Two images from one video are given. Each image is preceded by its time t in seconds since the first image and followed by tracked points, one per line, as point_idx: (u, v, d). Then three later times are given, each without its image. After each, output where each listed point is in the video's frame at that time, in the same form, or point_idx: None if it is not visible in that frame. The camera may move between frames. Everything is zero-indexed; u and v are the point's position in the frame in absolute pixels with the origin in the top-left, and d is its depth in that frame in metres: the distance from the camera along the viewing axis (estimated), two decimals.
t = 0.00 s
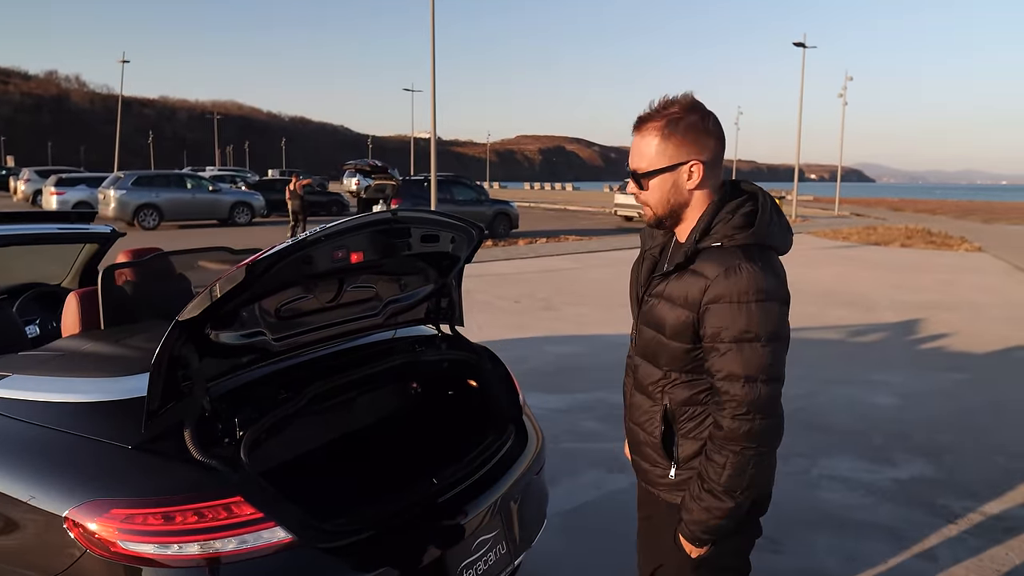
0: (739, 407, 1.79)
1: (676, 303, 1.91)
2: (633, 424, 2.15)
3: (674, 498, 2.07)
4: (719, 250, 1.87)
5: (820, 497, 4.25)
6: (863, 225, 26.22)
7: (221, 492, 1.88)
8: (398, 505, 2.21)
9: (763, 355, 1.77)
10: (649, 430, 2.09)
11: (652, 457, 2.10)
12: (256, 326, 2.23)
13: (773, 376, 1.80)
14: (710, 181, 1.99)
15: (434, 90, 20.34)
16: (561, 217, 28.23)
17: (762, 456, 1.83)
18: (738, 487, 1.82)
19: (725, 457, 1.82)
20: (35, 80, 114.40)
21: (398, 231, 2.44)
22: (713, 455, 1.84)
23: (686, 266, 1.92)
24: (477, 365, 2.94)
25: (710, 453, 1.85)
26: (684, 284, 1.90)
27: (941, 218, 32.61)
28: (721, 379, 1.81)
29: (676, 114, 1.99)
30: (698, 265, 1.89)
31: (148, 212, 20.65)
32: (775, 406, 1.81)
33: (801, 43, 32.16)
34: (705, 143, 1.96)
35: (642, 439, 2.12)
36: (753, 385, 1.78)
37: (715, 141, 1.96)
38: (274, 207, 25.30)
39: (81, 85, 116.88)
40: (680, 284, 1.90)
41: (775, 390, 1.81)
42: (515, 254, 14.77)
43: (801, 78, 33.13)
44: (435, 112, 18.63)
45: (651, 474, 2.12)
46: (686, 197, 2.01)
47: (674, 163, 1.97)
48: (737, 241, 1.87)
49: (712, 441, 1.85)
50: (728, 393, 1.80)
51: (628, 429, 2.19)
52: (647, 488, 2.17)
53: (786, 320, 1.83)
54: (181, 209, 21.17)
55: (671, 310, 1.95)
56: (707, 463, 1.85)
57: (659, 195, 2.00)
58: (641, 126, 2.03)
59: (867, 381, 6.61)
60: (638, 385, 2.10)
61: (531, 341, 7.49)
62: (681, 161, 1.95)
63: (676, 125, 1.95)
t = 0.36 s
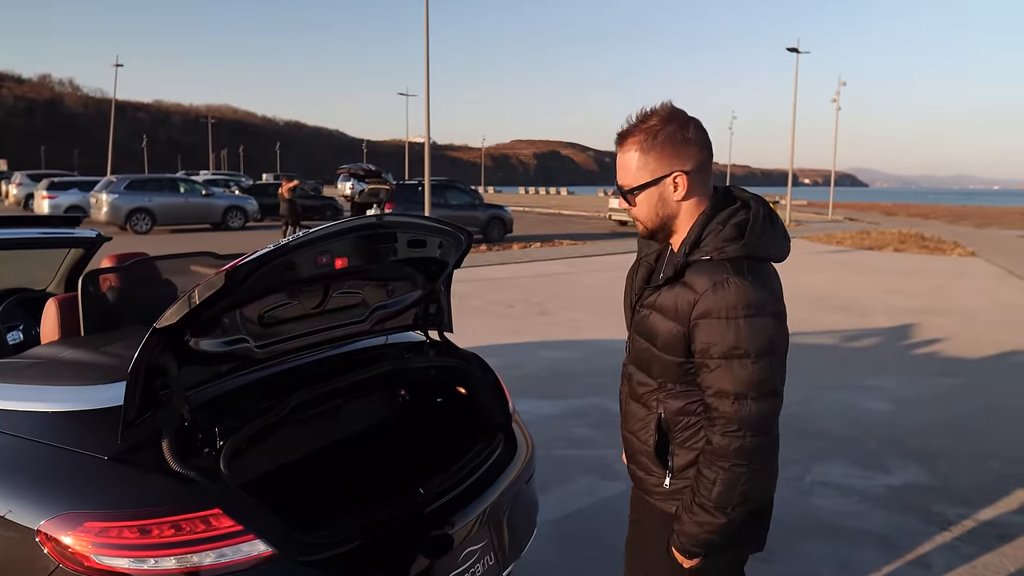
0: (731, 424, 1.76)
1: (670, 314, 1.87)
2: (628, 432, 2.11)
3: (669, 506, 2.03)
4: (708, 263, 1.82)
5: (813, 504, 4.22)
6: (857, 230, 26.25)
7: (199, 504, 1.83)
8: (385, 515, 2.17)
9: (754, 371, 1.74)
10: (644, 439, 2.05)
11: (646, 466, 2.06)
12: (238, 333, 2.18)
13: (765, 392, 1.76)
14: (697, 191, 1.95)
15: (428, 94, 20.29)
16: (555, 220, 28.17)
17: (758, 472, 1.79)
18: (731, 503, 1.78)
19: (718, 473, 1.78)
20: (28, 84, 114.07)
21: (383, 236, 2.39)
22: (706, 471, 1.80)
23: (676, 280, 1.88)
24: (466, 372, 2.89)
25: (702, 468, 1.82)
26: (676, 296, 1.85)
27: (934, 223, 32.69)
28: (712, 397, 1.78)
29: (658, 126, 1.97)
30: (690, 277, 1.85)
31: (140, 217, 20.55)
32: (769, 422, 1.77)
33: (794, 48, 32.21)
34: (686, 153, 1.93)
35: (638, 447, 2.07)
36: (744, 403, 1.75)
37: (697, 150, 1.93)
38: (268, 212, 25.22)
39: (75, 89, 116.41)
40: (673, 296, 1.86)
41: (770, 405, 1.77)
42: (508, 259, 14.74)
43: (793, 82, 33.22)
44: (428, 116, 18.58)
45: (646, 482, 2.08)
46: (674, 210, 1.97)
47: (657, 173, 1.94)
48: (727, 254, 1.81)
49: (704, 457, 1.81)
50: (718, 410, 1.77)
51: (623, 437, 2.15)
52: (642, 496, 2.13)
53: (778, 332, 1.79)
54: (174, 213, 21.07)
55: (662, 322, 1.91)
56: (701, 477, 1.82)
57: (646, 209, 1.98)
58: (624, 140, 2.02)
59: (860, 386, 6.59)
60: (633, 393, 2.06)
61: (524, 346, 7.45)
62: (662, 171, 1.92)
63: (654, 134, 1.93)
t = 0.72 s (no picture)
0: (750, 433, 1.72)
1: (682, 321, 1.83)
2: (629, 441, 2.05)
3: (674, 516, 1.96)
4: (720, 271, 1.78)
5: (810, 512, 4.17)
6: (852, 236, 26.30)
7: (182, 516, 1.77)
8: (377, 525, 2.12)
9: (773, 379, 1.71)
10: (647, 448, 1.99)
11: (648, 476, 2.01)
12: (225, 339, 2.14)
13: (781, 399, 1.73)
14: (699, 197, 1.91)
15: (424, 100, 20.30)
16: (551, 226, 28.13)
17: (774, 482, 1.75)
18: (746, 513, 1.74)
19: (736, 483, 1.74)
20: (24, 89, 113.87)
21: (374, 241, 2.35)
22: (722, 481, 1.75)
23: (687, 287, 1.84)
24: (459, 378, 2.83)
25: (717, 477, 1.78)
26: (691, 304, 1.81)
27: (929, 228, 32.78)
28: (728, 406, 1.74)
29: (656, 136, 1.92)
30: (702, 284, 1.81)
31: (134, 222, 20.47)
32: (786, 430, 1.74)
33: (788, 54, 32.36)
34: (687, 160, 1.88)
35: (640, 456, 2.02)
36: (763, 411, 1.71)
37: (696, 155, 1.89)
38: (263, 217, 25.15)
39: (70, 94, 116.14)
40: (687, 304, 1.82)
41: (786, 413, 1.74)
42: (504, 264, 14.70)
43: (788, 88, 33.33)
44: (424, 121, 18.57)
45: (648, 492, 2.02)
46: (679, 218, 1.92)
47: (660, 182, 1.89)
48: (739, 261, 1.78)
49: (720, 466, 1.77)
50: (735, 419, 1.72)
51: (623, 446, 2.10)
52: (642, 506, 2.07)
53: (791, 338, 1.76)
54: (169, 218, 20.99)
55: (674, 328, 1.86)
56: (713, 488, 1.78)
57: (652, 222, 1.92)
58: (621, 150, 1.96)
59: (856, 392, 6.55)
60: (635, 401, 2.01)
61: (519, 352, 7.40)
62: (667, 179, 1.87)
63: (654, 142, 1.88)
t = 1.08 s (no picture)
0: (767, 434, 1.68)
1: (697, 321, 1.78)
2: (627, 449, 1.99)
3: (679, 527, 1.91)
4: (743, 265, 1.75)
5: (806, 514, 4.13)
6: (846, 236, 26.31)
7: (161, 524, 1.70)
8: (365, 532, 2.07)
9: (796, 377, 1.68)
10: (650, 457, 1.92)
11: (651, 486, 1.94)
12: (207, 341, 2.08)
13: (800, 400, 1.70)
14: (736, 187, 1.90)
15: (419, 100, 20.19)
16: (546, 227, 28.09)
17: (787, 485, 1.73)
18: (760, 519, 1.71)
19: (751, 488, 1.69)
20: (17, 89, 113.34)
21: (362, 239, 2.30)
22: (734, 486, 1.71)
23: (706, 281, 1.80)
24: (449, 380, 2.78)
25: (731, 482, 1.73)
26: (707, 301, 1.77)
27: (923, 228, 32.86)
28: (746, 406, 1.70)
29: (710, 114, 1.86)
30: (720, 280, 1.77)
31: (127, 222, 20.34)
32: (800, 431, 1.71)
33: (783, 54, 32.35)
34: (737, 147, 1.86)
35: (641, 466, 1.95)
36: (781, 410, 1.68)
37: (744, 145, 1.88)
38: (257, 217, 25.02)
39: (63, 93, 115.60)
40: (702, 301, 1.78)
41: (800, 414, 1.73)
42: (499, 264, 14.64)
43: (784, 88, 33.32)
44: (418, 121, 18.48)
45: (649, 503, 1.95)
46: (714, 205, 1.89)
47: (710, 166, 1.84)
48: (760, 256, 1.75)
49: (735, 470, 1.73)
50: (753, 420, 1.69)
51: (619, 455, 2.03)
52: (638, 516, 2.00)
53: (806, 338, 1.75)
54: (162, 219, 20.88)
55: (687, 328, 1.80)
56: (725, 494, 1.73)
57: (694, 202, 1.86)
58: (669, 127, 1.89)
59: (852, 392, 6.52)
60: (636, 407, 1.95)
61: (513, 352, 7.35)
62: (719, 163, 1.82)
63: (711, 124, 1.83)
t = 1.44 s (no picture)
0: (791, 439, 1.68)
1: (718, 325, 1.75)
2: (625, 458, 1.93)
3: (683, 540, 1.87)
4: (767, 268, 1.74)
5: (796, 517, 4.11)
6: (834, 238, 26.42)
7: (133, 534, 1.64)
8: (344, 540, 2.02)
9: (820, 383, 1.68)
10: (654, 466, 1.87)
11: (653, 496, 1.89)
12: (184, 345, 2.02)
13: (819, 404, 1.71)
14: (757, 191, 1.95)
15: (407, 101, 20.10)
16: (535, 229, 28.07)
17: (801, 492, 1.73)
18: (775, 529, 1.70)
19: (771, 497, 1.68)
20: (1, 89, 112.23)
21: (345, 241, 2.25)
22: (753, 494, 1.69)
23: (728, 282, 1.77)
24: (435, 383, 2.73)
25: (746, 491, 1.71)
26: (728, 304, 1.75)
27: (908, 230, 33.10)
28: (771, 412, 1.69)
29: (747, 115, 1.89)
30: (743, 282, 1.76)
31: (112, 224, 20.15)
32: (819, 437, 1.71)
33: (771, 58, 32.49)
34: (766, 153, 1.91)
35: (645, 476, 1.89)
36: (806, 415, 1.68)
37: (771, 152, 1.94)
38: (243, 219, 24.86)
39: (49, 94, 114.56)
40: (723, 304, 1.76)
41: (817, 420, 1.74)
42: (487, 266, 14.60)
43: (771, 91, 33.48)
44: (406, 123, 18.43)
45: (651, 515, 1.90)
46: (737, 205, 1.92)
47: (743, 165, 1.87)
48: (781, 259, 1.75)
49: (750, 478, 1.71)
50: (780, 426, 1.68)
51: (615, 465, 1.97)
52: (634, 529, 1.94)
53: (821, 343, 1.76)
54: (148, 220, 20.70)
55: (705, 333, 1.78)
56: (740, 503, 1.71)
57: (725, 199, 1.87)
58: (711, 117, 1.90)
59: (841, 394, 6.52)
60: (638, 415, 1.89)
61: (502, 355, 7.30)
62: (754, 164, 1.86)
63: (753, 125, 1.87)
